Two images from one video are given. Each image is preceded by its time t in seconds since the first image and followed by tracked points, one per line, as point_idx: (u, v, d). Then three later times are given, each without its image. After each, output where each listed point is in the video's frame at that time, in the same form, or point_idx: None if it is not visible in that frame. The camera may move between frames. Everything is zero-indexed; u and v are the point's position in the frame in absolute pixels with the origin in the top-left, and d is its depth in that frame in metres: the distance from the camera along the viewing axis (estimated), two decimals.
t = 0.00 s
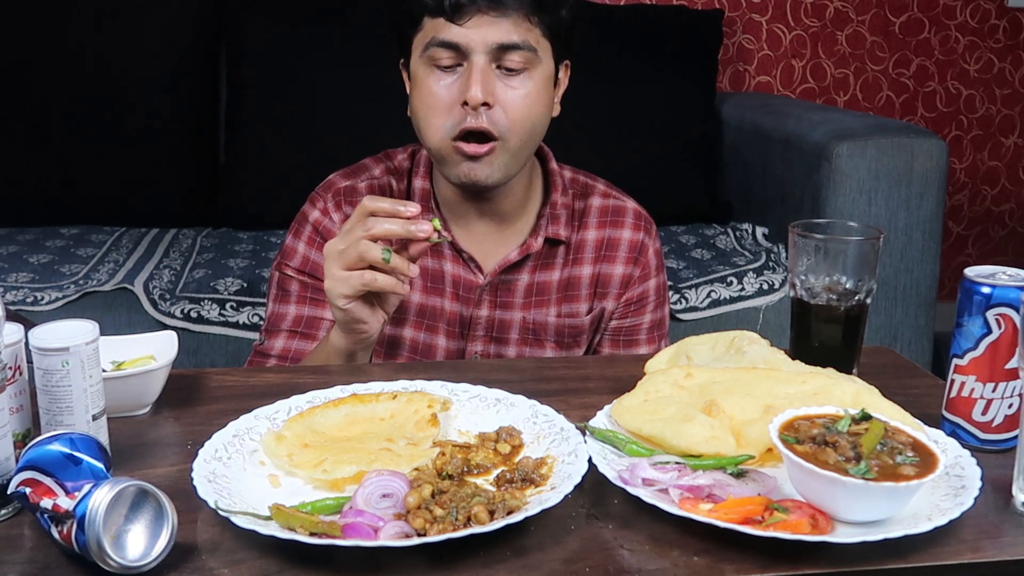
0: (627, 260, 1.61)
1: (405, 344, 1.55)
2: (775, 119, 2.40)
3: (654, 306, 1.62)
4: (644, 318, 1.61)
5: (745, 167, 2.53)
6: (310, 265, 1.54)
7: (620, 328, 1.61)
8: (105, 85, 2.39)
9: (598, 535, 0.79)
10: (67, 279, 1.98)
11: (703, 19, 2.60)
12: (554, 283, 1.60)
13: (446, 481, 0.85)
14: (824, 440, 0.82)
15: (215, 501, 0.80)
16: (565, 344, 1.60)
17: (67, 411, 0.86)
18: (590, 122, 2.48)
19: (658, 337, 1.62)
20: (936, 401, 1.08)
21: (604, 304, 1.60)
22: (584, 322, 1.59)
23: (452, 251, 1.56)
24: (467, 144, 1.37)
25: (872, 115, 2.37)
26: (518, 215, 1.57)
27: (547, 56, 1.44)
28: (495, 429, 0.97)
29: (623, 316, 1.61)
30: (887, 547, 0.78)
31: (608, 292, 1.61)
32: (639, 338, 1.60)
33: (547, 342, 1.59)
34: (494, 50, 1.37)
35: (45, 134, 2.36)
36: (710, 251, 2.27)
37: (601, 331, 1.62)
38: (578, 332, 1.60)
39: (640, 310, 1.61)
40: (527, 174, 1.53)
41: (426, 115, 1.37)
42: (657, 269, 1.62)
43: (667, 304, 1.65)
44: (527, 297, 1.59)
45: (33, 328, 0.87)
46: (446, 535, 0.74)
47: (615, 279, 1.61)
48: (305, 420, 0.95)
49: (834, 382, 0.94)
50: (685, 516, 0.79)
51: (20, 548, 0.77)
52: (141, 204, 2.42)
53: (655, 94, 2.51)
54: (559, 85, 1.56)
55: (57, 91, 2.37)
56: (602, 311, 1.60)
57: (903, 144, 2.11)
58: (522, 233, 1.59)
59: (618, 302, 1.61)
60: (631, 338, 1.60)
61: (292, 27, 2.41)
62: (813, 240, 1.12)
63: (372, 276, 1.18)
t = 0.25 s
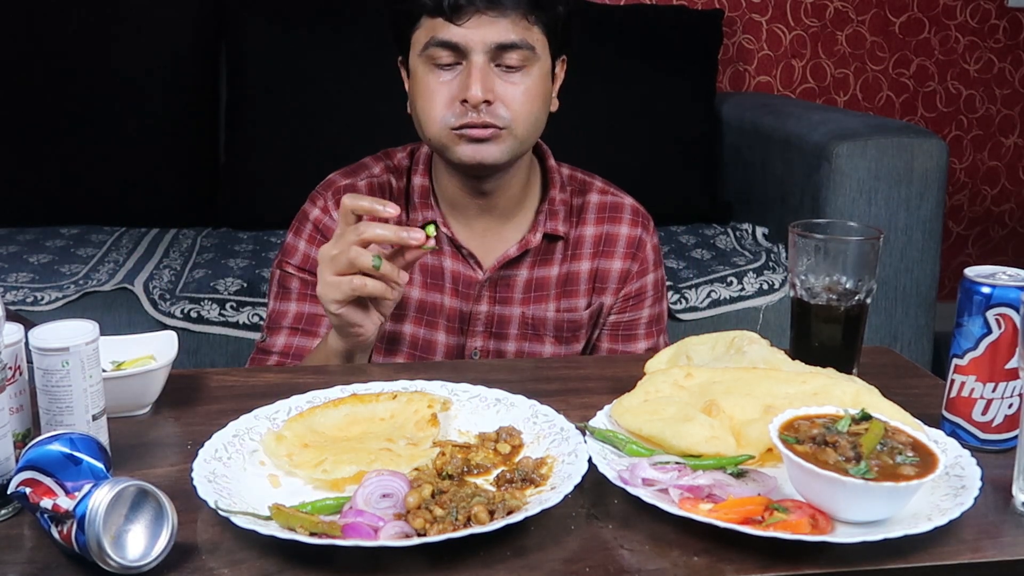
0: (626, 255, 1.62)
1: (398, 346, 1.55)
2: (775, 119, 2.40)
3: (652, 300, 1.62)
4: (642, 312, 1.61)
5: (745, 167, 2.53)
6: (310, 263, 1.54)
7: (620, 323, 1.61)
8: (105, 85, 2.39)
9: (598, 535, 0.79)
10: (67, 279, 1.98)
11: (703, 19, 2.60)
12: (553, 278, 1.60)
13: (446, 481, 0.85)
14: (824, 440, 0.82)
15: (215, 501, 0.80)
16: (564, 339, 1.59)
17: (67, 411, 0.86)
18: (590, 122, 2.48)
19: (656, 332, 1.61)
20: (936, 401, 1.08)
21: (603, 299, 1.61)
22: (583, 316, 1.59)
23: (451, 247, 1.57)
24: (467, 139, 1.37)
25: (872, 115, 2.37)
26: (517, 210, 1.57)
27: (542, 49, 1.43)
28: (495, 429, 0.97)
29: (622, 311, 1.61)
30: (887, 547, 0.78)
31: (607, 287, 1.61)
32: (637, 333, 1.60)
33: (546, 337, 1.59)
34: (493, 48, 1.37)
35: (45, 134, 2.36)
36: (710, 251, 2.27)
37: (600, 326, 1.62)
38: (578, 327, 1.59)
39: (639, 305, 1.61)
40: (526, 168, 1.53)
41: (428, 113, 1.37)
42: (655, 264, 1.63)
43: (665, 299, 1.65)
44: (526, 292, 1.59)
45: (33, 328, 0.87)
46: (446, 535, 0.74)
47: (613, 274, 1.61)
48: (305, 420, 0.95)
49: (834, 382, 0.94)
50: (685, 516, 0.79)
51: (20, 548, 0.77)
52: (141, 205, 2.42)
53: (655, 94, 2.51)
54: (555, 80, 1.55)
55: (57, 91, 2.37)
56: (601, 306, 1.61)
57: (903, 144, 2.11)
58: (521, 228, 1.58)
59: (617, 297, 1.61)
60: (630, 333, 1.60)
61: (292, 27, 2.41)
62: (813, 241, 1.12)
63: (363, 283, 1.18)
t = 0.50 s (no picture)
0: (626, 255, 1.62)
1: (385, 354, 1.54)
2: (775, 119, 2.40)
3: (652, 300, 1.62)
4: (643, 311, 1.61)
5: (745, 167, 2.53)
6: (308, 263, 1.53)
7: (620, 322, 1.61)
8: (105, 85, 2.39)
9: (598, 535, 0.79)
10: (67, 279, 1.98)
11: (703, 19, 2.60)
12: (553, 277, 1.60)
13: (446, 481, 0.85)
14: (824, 440, 0.82)
15: (216, 501, 0.80)
16: (564, 338, 1.60)
17: (67, 411, 0.86)
18: (590, 122, 2.48)
19: (656, 331, 1.61)
20: (936, 401, 1.08)
21: (603, 298, 1.61)
22: (583, 315, 1.59)
23: (451, 245, 1.57)
24: (478, 126, 1.37)
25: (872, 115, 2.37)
26: (517, 208, 1.57)
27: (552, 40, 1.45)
28: (495, 429, 0.97)
29: (621, 310, 1.61)
30: (887, 547, 0.78)
31: (607, 287, 1.61)
32: (637, 332, 1.60)
33: (546, 336, 1.59)
34: (507, 34, 1.38)
35: (45, 134, 2.36)
36: (710, 251, 2.27)
37: (600, 326, 1.62)
38: (578, 326, 1.60)
39: (639, 304, 1.61)
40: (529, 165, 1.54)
41: (441, 97, 1.37)
42: (655, 263, 1.63)
43: (665, 298, 1.65)
44: (526, 291, 1.59)
45: (33, 328, 0.87)
46: (446, 535, 0.74)
47: (613, 273, 1.61)
48: (305, 420, 0.95)
49: (834, 382, 0.94)
50: (685, 516, 0.79)
51: (20, 548, 0.77)
52: (141, 204, 2.42)
53: (655, 94, 2.51)
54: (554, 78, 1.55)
55: (57, 91, 2.37)
56: (601, 305, 1.61)
57: (903, 144, 2.11)
58: (521, 226, 1.58)
59: (617, 297, 1.61)
60: (630, 332, 1.60)
61: (292, 27, 2.41)
62: (813, 240, 1.12)
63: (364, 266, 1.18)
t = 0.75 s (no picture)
0: (624, 250, 1.62)
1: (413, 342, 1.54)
2: (775, 119, 2.40)
3: (651, 293, 1.62)
4: (641, 306, 1.61)
5: (745, 167, 2.53)
6: (298, 291, 1.53)
7: (619, 317, 1.61)
8: (105, 85, 2.39)
9: (598, 535, 0.79)
10: (67, 279, 1.98)
11: (703, 19, 2.60)
12: (554, 275, 1.60)
13: (446, 482, 0.85)
14: (824, 440, 0.82)
15: (215, 502, 0.80)
16: (568, 334, 1.60)
17: (67, 411, 0.86)
18: (590, 122, 2.48)
19: (656, 325, 1.61)
20: (936, 400, 1.08)
21: (603, 293, 1.61)
22: (585, 312, 1.60)
23: (448, 253, 1.56)
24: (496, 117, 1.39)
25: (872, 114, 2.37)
26: (515, 209, 1.56)
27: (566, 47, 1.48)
28: (495, 429, 0.97)
29: (621, 305, 1.61)
30: (888, 547, 0.78)
31: (606, 282, 1.62)
32: (637, 327, 1.60)
33: (549, 333, 1.59)
34: (529, 35, 1.41)
35: (45, 134, 2.36)
36: (709, 251, 2.27)
37: (600, 322, 1.61)
38: (580, 322, 1.60)
39: (638, 299, 1.62)
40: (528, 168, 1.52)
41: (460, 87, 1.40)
42: (653, 257, 1.63)
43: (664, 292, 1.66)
44: (527, 289, 1.59)
45: (33, 329, 0.87)
46: (446, 535, 0.74)
47: (613, 268, 1.62)
48: (305, 420, 0.95)
49: (834, 382, 0.94)
50: (685, 516, 0.79)
51: (20, 548, 0.77)
52: (141, 205, 2.42)
53: (655, 94, 2.51)
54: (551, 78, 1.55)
55: (57, 91, 2.37)
56: (601, 301, 1.61)
57: (903, 144, 2.11)
58: (519, 226, 1.57)
59: (616, 292, 1.62)
60: (630, 327, 1.60)
61: (291, 27, 2.41)
62: (813, 240, 1.12)
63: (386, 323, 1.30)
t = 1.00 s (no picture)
0: (614, 245, 1.62)
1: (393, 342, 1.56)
2: (775, 119, 2.40)
3: (642, 289, 1.62)
4: (633, 302, 1.61)
5: (745, 167, 2.53)
6: (291, 289, 1.55)
7: (611, 314, 1.61)
8: (104, 85, 2.39)
9: (598, 535, 0.79)
10: (67, 279, 1.98)
11: (704, 19, 2.60)
12: (543, 270, 1.60)
13: (446, 481, 0.85)
14: (824, 440, 0.82)
15: (216, 501, 0.80)
16: (557, 331, 1.60)
17: (67, 411, 0.86)
18: (589, 122, 2.48)
19: (648, 320, 1.62)
20: (936, 401, 1.08)
21: (593, 289, 1.61)
22: (575, 307, 1.60)
23: (435, 251, 1.56)
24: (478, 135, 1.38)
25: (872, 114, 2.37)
26: (503, 205, 1.57)
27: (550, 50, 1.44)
28: (495, 429, 0.97)
29: (612, 301, 1.61)
30: (888, 547, 0.78)
31: (596, 278, 1.61)
32: (629, 323, 1.61)
33: (537, 329, 1.59)
34: (508, 47, 1.36)
35: (45, 134, 2.36)
36: (709, 251, 2.27)
37: (591, 318, 1.62)
38: (569, 319, 1.60)
39: (629, 294, 1.62)
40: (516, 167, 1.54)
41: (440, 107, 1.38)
42: (644, 253, 1.63)
43: (657, 288, 1.65)
44: (517, 284, 1.59)
45: (34, 329, 0.87)
46: (446, 535, 0.74)
47: (603, 264, 1.61)
48: (305, 420, 0.95)
49: (835, 382, 0.94)
50: (685, 516, 0.79)
51: (20, 548, 0.77)
52: (141, 205, 2.42)
53: (654, 94, 2.51)
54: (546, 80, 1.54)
55: (57, 91, 2.37)
56: (591, 297, 1.61)
57: (903, 144, 2.11)
58: (507, 222, 1.58)
59: (606, 288, 1.61)
60: (621, 323, 1.61)
61: (291, 27, 2.41)
62: (813, 240, 1.12)
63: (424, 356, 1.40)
